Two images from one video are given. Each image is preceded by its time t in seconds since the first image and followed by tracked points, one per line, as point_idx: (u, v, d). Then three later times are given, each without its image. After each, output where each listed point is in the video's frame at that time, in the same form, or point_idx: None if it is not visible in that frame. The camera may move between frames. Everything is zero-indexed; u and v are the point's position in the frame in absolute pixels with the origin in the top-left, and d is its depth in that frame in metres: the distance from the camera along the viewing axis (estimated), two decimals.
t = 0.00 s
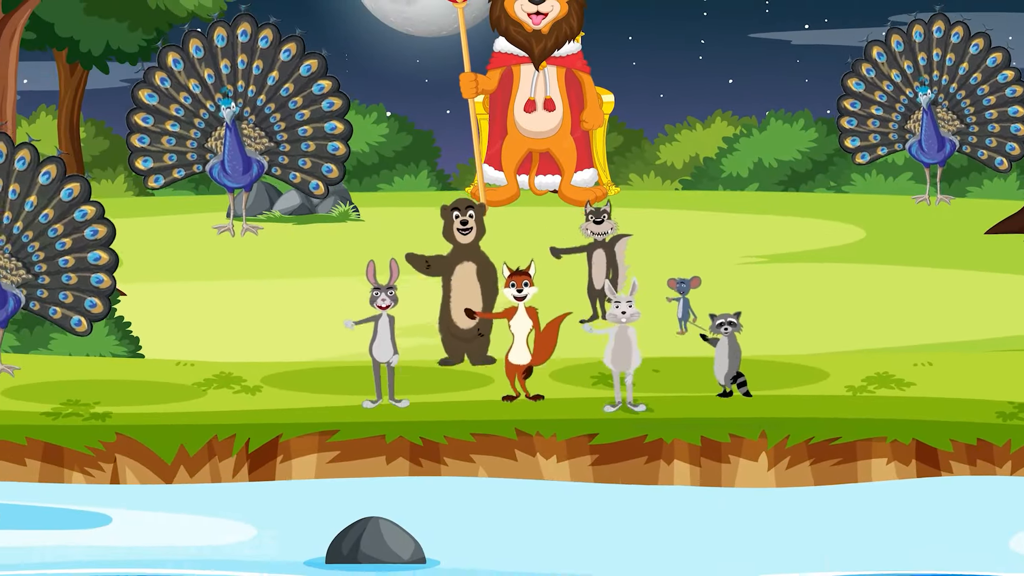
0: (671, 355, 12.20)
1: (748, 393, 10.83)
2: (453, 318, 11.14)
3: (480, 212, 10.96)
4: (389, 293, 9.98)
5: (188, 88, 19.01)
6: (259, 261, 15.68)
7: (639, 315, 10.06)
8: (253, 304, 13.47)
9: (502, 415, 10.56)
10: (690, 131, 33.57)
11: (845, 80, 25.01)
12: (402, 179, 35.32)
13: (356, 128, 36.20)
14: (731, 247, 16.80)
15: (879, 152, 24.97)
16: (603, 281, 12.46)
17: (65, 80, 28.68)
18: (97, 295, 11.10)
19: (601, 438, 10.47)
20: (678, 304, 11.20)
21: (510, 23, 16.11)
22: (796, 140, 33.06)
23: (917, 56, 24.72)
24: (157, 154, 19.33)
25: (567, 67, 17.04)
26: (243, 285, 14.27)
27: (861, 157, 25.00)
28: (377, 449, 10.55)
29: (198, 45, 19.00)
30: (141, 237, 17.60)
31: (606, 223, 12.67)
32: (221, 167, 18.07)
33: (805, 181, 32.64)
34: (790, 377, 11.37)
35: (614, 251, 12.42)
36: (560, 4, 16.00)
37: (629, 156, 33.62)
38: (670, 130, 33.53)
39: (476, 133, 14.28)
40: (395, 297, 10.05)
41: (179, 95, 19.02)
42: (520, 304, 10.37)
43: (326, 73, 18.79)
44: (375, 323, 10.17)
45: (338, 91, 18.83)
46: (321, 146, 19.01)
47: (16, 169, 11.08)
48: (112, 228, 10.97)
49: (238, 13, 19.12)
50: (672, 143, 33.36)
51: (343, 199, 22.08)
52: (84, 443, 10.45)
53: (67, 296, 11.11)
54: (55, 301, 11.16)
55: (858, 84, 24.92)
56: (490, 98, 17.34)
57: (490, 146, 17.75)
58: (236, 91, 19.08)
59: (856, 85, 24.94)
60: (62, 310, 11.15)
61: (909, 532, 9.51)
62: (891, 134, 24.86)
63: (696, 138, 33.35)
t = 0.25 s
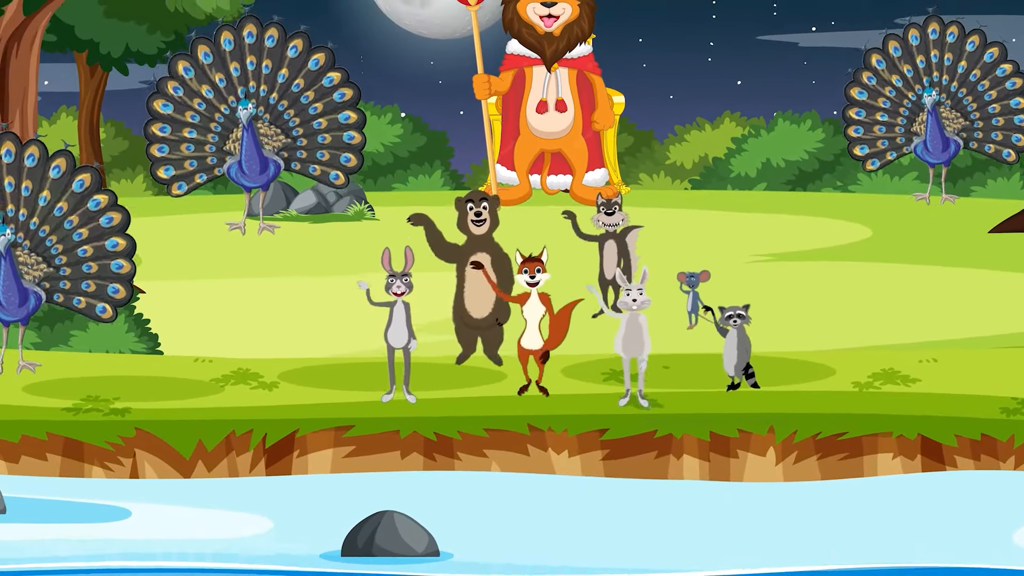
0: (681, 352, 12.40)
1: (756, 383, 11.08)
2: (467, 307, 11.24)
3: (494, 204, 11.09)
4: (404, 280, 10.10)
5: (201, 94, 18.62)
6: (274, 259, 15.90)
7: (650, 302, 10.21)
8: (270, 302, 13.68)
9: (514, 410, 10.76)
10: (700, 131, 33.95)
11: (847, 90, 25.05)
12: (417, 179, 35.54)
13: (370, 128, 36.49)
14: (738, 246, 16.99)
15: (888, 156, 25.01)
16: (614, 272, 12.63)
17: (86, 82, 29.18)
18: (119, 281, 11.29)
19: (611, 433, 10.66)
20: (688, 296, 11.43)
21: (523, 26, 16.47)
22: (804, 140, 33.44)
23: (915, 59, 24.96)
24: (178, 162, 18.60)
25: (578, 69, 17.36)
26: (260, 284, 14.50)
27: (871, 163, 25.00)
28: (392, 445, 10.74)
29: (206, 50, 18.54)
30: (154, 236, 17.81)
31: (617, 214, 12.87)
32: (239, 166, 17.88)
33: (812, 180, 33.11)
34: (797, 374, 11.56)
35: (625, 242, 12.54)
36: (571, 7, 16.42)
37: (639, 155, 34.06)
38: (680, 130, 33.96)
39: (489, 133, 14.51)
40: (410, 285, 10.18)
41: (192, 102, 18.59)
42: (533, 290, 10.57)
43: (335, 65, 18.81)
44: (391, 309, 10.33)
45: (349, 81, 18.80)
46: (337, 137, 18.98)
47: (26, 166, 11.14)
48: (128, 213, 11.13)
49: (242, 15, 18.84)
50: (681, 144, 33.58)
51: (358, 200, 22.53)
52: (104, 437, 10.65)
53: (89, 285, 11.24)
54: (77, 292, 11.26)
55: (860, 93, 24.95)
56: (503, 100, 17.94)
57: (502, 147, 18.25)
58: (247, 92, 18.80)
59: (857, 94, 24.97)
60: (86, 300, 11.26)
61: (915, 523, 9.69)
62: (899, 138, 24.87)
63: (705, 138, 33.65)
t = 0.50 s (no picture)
0: (691, 349, 12.62)
1: (764, 383, 11.19)
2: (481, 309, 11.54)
3: (508, 208, 11.32)
4: (419, 284, 10.26)
5: (215, 100, 18.73)
6: (288, 258, 16.14)
7: (660, 306, 10.42)
8: (288, 300, 13.93)
9: (527, 406, 10.95)
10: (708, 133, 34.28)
11: (851, 99, 25.38)
12: (431, 178, 35.86)
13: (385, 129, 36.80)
14: (745, 244, 17.20)
15: (898, 160, 25.09)
16: (625, 275, 12.84)
17: (107, 82, 29.52)
18: (139, 268, 11.53)
19: (622, 428, 10.85)
20: (698, 298, 11.67)
21: (535, 29, 16.74)
22: (811, 141, 33.85)
23: (915, 63, 25.05)
24: (199, 168, 18.79)
25: (589, 71, 17.96)
26: (278, 282, 14.76)
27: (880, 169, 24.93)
28: (406, 440, 10.93)
29: (217, 57, 18.86)
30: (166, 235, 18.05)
31: (628, 218, 12.97)
32: (256, 166, 18.22)
33: (819, 180, 33.51)
34: (804, 370, 11.77)
35: (636, 246, 12.74)
36: (582, 10, 16.76)
37: (648, 156, 34.37)
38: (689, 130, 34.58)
39: (501, 134, 14.75)
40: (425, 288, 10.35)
41: (208, 109, 18.70)
42: (545, 296, 10.75)
43: (344, 59, 19.11)
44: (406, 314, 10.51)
45: (359, 74, 19.10)
46: (352, 130, 19.32)
47: (38, 164, 11.26)
48: (142, 203, 11.36)
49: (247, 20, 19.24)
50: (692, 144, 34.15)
51: (374, 199, 22.77)
52: (124, 433, 10.84)
53: (111, 274, 11.50)
54: (99, 282, 11.51)
55: (865, 101, 25.28)
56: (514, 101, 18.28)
57: (515, 147, 18.79)
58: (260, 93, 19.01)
59: (862, 102, 25.31)
60: (109, 289, 11.53)
61: (921, 514, 9.87)
62: (906, 141, 25.09)
63: (714, 139, 34.16)
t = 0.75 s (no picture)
0: (701, 346, 12.87)
1: (772, 381, 11.36)
2: (493, 311, 11.84)
3: (524, 214, 11.67)
4: (435, 290, 10.57)
5: (234, 101, 18.94)
6: (302, 259, 16.38)
7: (672, 312, 10.64)
8: (307, 300, 14.19)
9: (539, 402, 11.13)
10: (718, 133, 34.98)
11: (858, 100, 25.59)
12: (445, 179, 36.16)
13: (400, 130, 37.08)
14: (752, 243, 17.42)
15: (903, 160, 25.41)
16: (636, 278, 13.10)
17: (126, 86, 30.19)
18: (159, 268, 11.70)
19: (633, 423, 11.05)
20: (706, 302, 12.01)
21: (548, 32, 17.22)
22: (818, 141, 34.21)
23: (921, 65, 25.48)
24: (218, 167, 18.83)
25: (601, 73, 18.24)
26: (296, 282, 15.03)
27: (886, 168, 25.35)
28: (421, 435, 11.12)
29: (235, 58, 19.01)
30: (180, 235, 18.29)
31: (642, 223, 13.44)
32: (273, 167, 18.63)
33: (828, 180, 33.82)
34: (811, 367, 11.99)
35: (646, 251, 13.00)
36: (594, 14, 17.15)
37: (659, 158, 35.14)
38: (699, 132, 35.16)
39: (514, 135, 14.99)
40: (441, 294, 10.65)
41: (227, 109, 18.85)
42: (558, 302, 11.02)
43: (361, 62, 19.23)
44: (421, 318, 10.78)
45: (375, 76, 19.19)
46: (367, 131, 19.60)
47: (61, 165, 11.51)
48: (163, 203, 11.54)
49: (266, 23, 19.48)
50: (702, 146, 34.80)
51: (389, 199, 23.17)
52: (144, 428, 11.03)
53: (131, 274, 11.68)
54: (120, 281, 11.70)
55: (871, 101, 25.47)
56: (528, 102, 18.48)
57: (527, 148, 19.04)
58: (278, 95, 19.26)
59: (868, 103, 25.49)
60: (129, 288, 11.72)
61: (927, 506, 10.05)
62: (911, 142, 25.37)
63: (723, 140, 34.60)
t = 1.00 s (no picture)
0: (711, 344, 13.12)
1: (781, 378, 11.59)
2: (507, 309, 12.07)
3: (536, 215, 11.87)
4: (450, 288, 10.73)
5: (256, 99, 19.19)
6: (317, 261, 16.64)
7: (682, 310, 10.83)
8: (325, 301, 14.46)
9: (552, 398, 11.34)
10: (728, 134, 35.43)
11: (868, 94, 25.60)
12: (459, 180, 36.63)
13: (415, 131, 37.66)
14: (758, 242, 17.65)
15: (905, 157, 25.64)
16: (646, 277, 13.31)
17: (148, 89, 30.05)
18: (177, 278, 11.97)
19: (643, 419, 11.26)
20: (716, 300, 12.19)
21: (560, 35, 17.59)
22: (825, 143, 34.64)
23: (933, 66, 25.77)
24: (234, 161, 19.24)
25: (613, 75, 18.49)
26: (315, 282, 15.31)
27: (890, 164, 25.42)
28: (436, 431, 11.32)
29: (262, 57, 19.26)
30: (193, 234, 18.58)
31: (652, 222, 13.61)
32: (291, 167, 18.92)
33: (834, 180, 34.41)
34: (818, 364, 12.23)
35: (657, 250, 13.20)
36: (606, 18, 17.50)
37: (669, 158, 35.37)
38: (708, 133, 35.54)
39: (527, 137, 15.24)
40: (455, 293, 10.81)
41: (249, 106, 19.17)
42: (571, 300, 11.20)
43: (384, 73, 19.11)
44: (436, 316, 10.95)
45: (397, 88, 19.06)
46: (384, 142, 19.27)
47: (92, 167, 11.86)
48: (187, 215, 11.81)
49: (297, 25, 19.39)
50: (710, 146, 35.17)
51: (405, 199, 23.44)
52: (164, 424, 11.23)
53: (150, 281, 11.96)
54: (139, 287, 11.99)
55: (881, 96, 25.52)
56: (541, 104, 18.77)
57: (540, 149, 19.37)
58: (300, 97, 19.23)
59: (878, 97, 25.52)
60: (146, 295, 11.99)
61: (933, 498, 10.26)
62: (915, 140, 25.57)
63: (733, 140, 35.07)
